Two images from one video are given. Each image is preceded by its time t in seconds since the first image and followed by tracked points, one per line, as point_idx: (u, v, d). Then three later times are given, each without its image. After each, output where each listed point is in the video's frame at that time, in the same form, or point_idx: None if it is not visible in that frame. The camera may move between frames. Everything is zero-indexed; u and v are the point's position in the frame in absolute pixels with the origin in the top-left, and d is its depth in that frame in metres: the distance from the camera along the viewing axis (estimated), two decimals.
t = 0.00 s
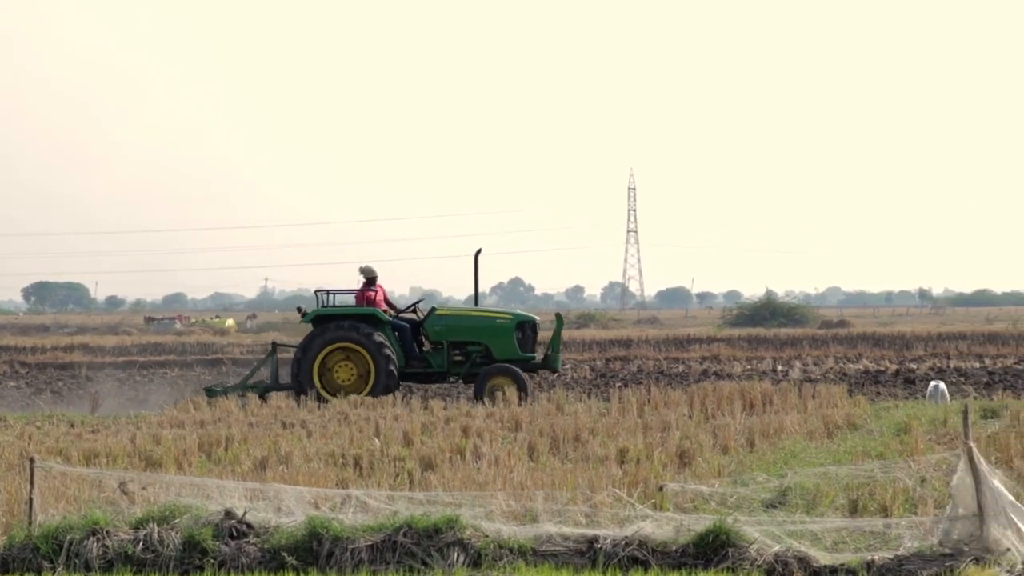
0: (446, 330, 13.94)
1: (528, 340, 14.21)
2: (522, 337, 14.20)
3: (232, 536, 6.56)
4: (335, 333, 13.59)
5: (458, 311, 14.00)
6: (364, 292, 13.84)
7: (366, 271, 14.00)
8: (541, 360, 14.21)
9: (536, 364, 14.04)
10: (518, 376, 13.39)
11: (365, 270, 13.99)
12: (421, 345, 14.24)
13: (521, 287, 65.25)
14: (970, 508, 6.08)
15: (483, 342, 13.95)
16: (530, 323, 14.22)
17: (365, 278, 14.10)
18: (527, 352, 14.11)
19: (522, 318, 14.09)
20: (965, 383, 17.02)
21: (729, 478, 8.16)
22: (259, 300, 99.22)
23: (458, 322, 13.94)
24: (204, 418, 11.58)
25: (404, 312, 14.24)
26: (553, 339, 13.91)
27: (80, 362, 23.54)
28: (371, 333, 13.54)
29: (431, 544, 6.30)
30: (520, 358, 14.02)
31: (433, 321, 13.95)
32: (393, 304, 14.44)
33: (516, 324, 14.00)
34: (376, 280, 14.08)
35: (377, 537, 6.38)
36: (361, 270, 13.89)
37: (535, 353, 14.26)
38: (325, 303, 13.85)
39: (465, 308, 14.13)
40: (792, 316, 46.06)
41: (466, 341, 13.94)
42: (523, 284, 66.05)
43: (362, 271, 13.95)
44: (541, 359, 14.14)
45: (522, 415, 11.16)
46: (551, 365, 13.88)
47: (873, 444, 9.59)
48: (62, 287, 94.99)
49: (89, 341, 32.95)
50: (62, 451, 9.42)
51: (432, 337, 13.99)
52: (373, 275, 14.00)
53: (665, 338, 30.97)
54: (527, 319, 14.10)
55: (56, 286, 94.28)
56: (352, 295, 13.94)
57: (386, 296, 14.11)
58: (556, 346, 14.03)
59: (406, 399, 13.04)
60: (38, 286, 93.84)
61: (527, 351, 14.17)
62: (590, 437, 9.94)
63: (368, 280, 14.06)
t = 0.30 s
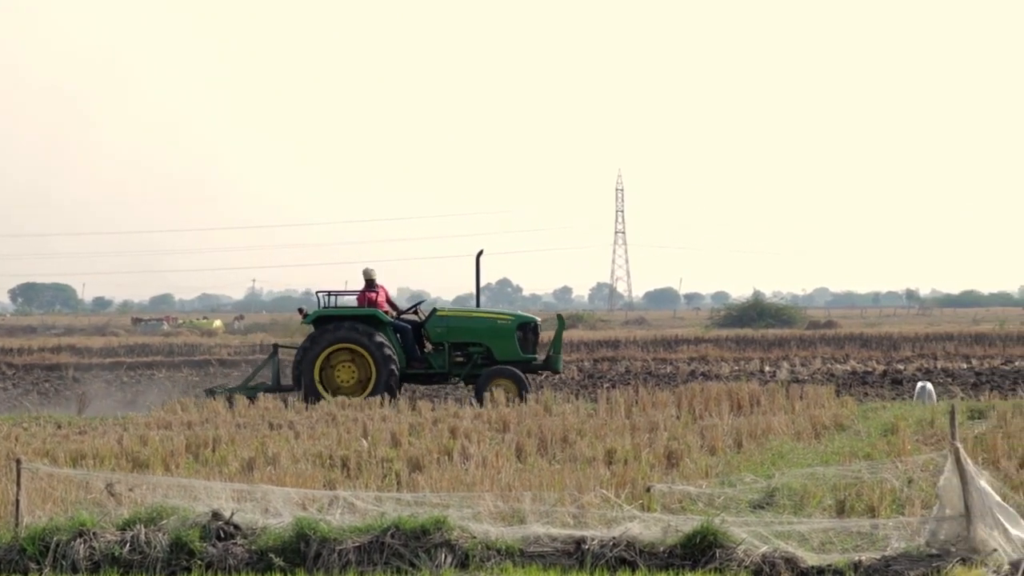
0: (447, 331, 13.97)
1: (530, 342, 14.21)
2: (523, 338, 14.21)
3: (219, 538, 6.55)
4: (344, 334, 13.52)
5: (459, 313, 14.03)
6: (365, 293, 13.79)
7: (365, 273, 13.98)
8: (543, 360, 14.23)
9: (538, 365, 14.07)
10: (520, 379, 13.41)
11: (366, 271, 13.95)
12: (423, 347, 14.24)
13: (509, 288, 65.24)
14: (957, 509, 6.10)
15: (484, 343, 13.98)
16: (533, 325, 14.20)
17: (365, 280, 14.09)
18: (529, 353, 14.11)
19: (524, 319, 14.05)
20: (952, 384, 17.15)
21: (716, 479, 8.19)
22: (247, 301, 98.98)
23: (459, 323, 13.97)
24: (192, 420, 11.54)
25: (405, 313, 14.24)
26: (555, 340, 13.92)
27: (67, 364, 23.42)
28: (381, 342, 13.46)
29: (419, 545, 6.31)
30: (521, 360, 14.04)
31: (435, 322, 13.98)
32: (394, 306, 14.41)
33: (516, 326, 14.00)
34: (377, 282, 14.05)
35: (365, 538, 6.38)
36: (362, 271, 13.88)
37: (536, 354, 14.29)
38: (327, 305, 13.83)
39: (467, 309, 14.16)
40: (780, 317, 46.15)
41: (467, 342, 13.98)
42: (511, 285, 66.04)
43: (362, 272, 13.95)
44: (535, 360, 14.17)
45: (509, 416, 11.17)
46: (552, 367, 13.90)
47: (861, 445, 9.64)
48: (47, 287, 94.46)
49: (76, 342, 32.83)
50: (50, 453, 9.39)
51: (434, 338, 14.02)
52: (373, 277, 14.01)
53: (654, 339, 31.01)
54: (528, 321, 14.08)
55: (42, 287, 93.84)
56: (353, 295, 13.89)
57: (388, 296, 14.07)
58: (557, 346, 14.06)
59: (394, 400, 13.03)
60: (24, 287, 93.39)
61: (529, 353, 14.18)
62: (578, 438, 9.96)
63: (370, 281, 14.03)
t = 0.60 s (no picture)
0: (448, 332, 13.96)
1: (530, 342, 14.25)
2: (524, 338, 14.22)
3: (204, 540, 6.54)
4: (354, 335, 13.51)
5: (460, 313, 14.03)
6: (365, 295, 13.79)
7: (365, 275, 13.99)
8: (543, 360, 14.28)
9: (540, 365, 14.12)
10: (521, 379, 13.48)
11: (365, 272, 13.95)
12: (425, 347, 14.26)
13: (496, 288, 65.25)
14: (943, 510, 6.14)
15: (485, 343, 13.99)
16: (533, 325, 14.23)
17: (366, 283, 14.08)
18: (530, 352, 14.16)
19: (524, 319, 14.09)
20: (938, 385, 17.23)
21: (703, 480, 8.21)
22: (233, 302, 98.74)
23: (460, 324, 13.96)
24: (178, 421, 11.51)
25: (406, 313, 14.22)
26: (556, 340, 13.95)
27: (53, 366, 23.33)
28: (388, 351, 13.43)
29: (405, 547, 6.31)
30: (522, 359, 14.06)
31: (436, 323, 13.98)
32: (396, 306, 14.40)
33: (517, 326, 14.00)
34: (378, 282, 14.05)
35: (351, 540, 6.38)
36: (361, 273, 13.88)
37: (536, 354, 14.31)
38: (328, 306, 13.84)
39: (468, 309, 14.16)
40: (767, 318, 46.23)
41: (468, 342, 13.97)
42: (498, 287, 66.05)
43: (362, 274, 13.95)
44: (530, 361, 14.19)
45: (496, 417, 11.18)
46: (553, 367, 13.95)
47: (847, 447, 9.68)
48: (32, 288, 94.03)
49: (62, 344, 32.70)
50: (35, 455, 9.35)
51: (434, 338, 14.02)
52: (372, 279, 14.00)
53: (641, 340, 31.06)
54: (528, 321, 14.12)
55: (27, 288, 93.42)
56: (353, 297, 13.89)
57: (389, 297, 14.05)
58: (557, 346, 14.08)
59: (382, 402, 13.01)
60: (9, 288, 92.94)
61: (529, 352, 14.20)
62: (564, 439, 9.97)
63: (369, 282, 14.04)
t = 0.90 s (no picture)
0: (448, 332, 13.97)
1: (531, 342, 14.28)
2: (524, 338, 14.24)
3: (192, 541, 6.53)
4: (363, 338, 13.50)
5: (460, 313, 14.04)
6: (365, 296, 13.79)
7: (364, 277, 14.00)
8: (544, 360, 14.30)
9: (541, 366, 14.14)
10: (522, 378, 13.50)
11: (365, 274, 13.96)
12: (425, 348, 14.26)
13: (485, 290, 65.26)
14: (930, 511, 6.15)
15: (485, 344, 14.00)
16: (534, 325, 14.25)
17: (365, 284, 14.08)
18: (530, 352, 14.18)
19: (525, 319, 14.11)
20: (927, 386, 17.28)
21: (691, 482, 8.23)
22: (221, 303, 98.51)
23: (461, 324, 13.98)
24: (166, 423, 11.49)
25: (407, 314, 14.21)
26: (557, 340, 13.95)
27: (41, 367, 23.25)
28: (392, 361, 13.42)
29: (393, 549, 6.32)
30: (523, 359, 14.09)
31: (436, 323, 13.98)
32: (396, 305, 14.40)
33: (517, 326, 14.02)
34: (378, 284, 14.04)
35: (339, 541, 6.38)
36: (361, 275, 13.88)
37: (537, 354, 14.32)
38: (329, 307, 13.85)
39: (468, 310, 14.17)
40: (755, 319, 46.30)
41: (468, 343, 13.97)
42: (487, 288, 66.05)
43: (362, 276, 13.95)
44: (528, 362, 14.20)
45: (484, 418, 11.19)
46: (554, 366, 13.97)
47: (834, 448, 9.71)
48: (18, 289, 93.65)
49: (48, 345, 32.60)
50: (22, 457, 9.33)
51: (435, 339, 14.02)
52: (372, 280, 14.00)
53: (629, 342, 31.11)
54: (528, 321, 14.14)
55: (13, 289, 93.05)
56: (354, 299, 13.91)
57: (389, 296, 14.05)
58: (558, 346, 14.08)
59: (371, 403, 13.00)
60: None
61: (529, 352, 14.22)
62: (552, 440, 9.98)
63: (369, 284, 14.05)
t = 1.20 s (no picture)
0: (448, 333, 13.96)
1: (531, 342, 14.28)
2: (525, 338, 14.25)
3: (180, 543, 6.52)
4: (372, 345, 13.43)
5: (460, 314, 14.04)
6: (365, 297, 13.81)
7: (364, 277, 13.99)
8: (544, 360, 14.30)
9: (541, 366, 14.16)
10: (523, 378, 13.52)
11: (365, 275, 13.97)
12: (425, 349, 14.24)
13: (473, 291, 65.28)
14: (918, 512, 6.17)
15: (486, 344, 14.00)
16: (534, 325, 14.25)
17: (365, 284, 14.09)
18: (530, 352, 14.19)
19: (525, 319, 14.13)
20: (915, 387, 17.34)
21: (679, 483, 8.25)
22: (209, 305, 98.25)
23: (461, 325, 13.97)
24: (153, 424, 11.46)
25: (408, 313, 14.22)
26: (557, 340, 13.95)
27: (28, 369, 23.15)
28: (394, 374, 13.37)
29: (381, 550, 6.32)
30: (524, 359, 14.09)
31: (436, 324, 13.97)
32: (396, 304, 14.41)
33: (517, 326, 14.02)
34: (378, 285, 14.05)
35: (327, 543, 6.38)
36: (361, 276, 13.89)
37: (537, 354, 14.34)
38: (329, 308, 13.87)
39: (468, 310, 14.16)
40: (744, 320, 46.43)
41: (468, 343, 13.97)
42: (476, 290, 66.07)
43: (362, 277, 13.96)
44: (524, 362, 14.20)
45: (472, 420, 11.20)
46: (554, 366, 14.00)
47: (822, 448, 9.76)
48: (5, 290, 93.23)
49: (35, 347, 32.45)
50: (8, 459, 9.29)
51: (435, 340, 14.00)
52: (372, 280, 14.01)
53: (617, 343, 31.17)
54: (528, 320, 14.15)
55: None
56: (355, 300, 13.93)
57: (389, 296, 14.07)
58: (559, 346, 14.09)
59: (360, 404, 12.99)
60: None
61: (529, 352, 14.23)
62: (541, 442, 10.00)
63: (368, 284, 14.06)
